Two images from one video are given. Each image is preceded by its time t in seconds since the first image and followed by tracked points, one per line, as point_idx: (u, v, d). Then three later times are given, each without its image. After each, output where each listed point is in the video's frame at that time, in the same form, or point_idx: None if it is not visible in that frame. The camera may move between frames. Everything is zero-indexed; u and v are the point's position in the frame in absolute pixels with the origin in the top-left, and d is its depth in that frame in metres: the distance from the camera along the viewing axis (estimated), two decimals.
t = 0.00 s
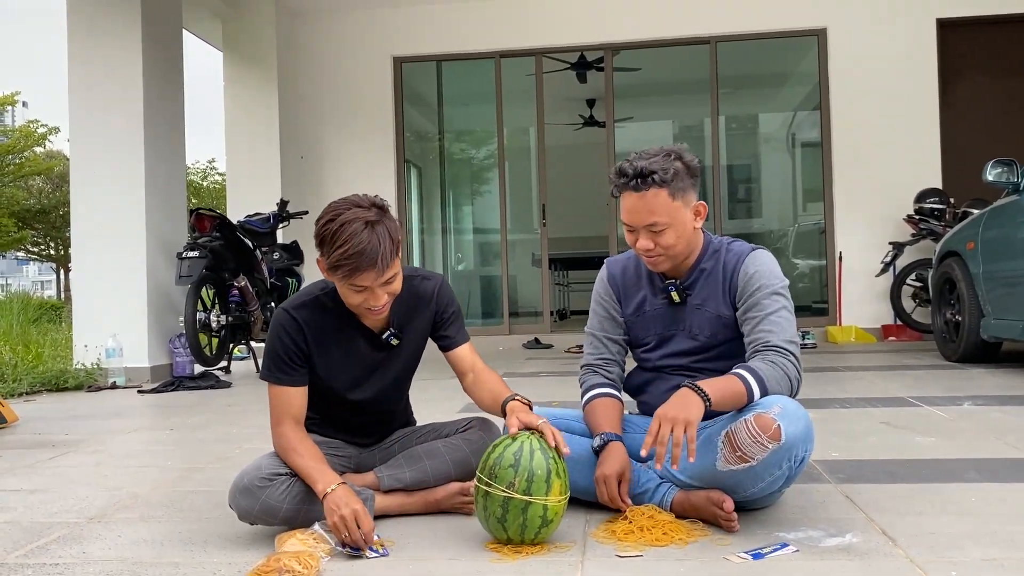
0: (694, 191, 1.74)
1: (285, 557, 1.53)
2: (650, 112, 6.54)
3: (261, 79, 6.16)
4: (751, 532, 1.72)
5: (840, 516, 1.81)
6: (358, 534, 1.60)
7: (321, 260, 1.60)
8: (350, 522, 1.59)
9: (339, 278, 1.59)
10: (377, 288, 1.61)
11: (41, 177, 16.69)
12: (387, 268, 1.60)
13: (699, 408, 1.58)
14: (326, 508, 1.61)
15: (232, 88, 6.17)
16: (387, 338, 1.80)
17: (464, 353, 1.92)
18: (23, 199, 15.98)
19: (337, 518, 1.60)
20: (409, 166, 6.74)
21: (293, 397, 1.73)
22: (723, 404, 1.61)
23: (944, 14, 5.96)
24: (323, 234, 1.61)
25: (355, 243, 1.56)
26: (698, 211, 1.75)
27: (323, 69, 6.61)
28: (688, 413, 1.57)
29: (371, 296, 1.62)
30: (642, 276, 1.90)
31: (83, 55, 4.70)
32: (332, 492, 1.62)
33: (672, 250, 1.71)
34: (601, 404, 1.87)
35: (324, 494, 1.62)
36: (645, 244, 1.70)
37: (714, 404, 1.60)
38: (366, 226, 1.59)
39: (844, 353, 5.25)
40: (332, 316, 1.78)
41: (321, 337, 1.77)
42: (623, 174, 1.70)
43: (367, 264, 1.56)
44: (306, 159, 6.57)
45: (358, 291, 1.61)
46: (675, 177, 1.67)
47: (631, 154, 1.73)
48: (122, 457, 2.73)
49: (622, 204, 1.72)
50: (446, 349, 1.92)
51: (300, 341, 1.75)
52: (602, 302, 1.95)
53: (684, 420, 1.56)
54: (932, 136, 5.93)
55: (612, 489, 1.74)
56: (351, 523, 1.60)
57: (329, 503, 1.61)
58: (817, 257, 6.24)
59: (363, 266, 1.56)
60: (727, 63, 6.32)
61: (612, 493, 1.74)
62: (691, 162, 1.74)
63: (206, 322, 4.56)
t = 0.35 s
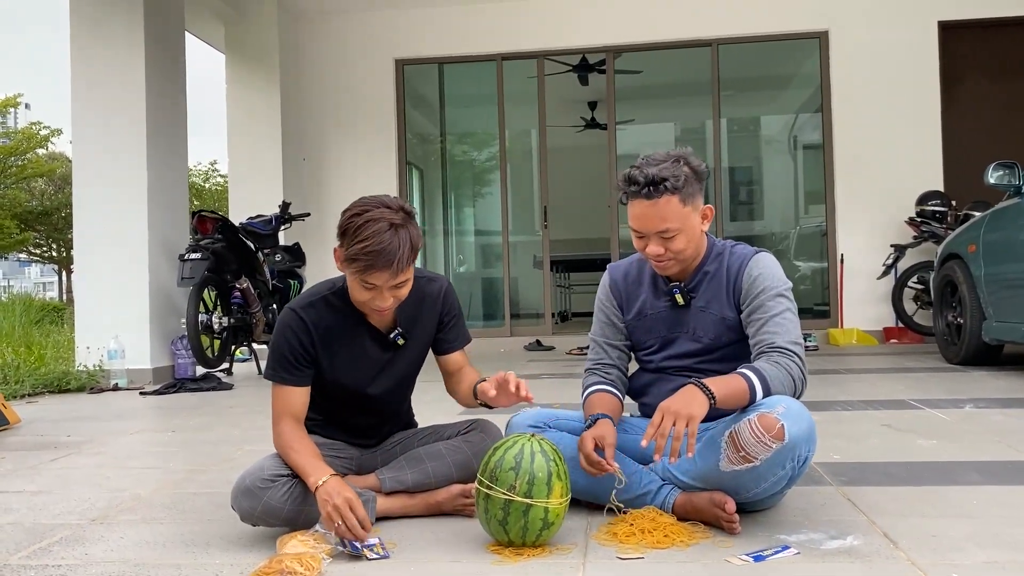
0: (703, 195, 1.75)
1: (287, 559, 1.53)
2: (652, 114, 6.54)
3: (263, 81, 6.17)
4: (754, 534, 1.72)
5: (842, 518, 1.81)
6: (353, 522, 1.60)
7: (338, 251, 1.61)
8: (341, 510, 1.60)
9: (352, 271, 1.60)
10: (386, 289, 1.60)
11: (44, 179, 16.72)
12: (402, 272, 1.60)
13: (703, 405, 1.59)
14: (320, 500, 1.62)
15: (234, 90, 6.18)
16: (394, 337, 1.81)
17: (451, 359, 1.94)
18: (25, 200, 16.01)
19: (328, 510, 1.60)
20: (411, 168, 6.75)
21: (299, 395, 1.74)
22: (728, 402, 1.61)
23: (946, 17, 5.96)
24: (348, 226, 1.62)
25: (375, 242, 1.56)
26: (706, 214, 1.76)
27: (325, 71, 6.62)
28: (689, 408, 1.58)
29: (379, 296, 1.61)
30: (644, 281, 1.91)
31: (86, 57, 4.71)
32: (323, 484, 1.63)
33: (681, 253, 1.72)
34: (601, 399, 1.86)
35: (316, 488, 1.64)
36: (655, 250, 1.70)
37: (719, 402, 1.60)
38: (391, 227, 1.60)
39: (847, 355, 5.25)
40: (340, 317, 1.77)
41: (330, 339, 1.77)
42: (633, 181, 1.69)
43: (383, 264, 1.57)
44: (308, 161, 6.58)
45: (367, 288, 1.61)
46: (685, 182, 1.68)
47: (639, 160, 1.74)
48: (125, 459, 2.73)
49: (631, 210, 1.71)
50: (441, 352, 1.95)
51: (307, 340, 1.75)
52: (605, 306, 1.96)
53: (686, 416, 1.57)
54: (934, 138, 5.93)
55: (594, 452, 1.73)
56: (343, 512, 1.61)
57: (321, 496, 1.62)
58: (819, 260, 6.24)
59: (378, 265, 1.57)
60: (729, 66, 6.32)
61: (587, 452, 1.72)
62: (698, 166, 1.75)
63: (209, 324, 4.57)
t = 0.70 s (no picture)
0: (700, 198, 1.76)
1: (290, 563, 1.54)
2: (653, 117, 6.55)
3: (265, 83, 6.18)
4: (757, 538, 1.72)
5: (844, 522, 1.81)
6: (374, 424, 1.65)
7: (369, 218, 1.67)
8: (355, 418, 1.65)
9: (382, 235, 1.64)
10: (411, 256, 1.65)
11: (46, 181, 16.74)
12: (428, 242, 1.66)
13: (678, 424, 1.63)
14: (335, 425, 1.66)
15: (236, 92, 6.19)
16: (397, 325, 1.81)
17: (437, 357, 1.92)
18: (27, 202, 16.04)
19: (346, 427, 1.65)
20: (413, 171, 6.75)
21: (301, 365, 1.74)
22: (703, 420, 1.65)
23: (947, 20, 5.96)
24: (381, 195, 1.69)
25: (410, 206, 1.64)
26: (703, 216, 1.77)
27: (327, 74, 6.63)
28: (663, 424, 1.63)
29: (403, 263, 1.65)
30: (644, 287, 1.91)
31: (89, 59, 4.72)
32: (331, 408, 1.67)
33: (681, 257, 1.71)
34: (598, 400, 1.87)
35: (326, 418, 1.67)
36: (656, 254, 1.70)
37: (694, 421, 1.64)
38: (421, 198, 1.68)
39: (848, 359, 5.25)
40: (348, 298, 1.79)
41: (336, 318, 1.78)
42: (631, 185, 1.69)
43: (414, 227, 1.63)
44: (310, 164, 6.59)
45: (392, 254, 1.65)
46: (683, 183, 1.68)
47: (635, 165, 1.74)
48: (127, 462, 2.73)
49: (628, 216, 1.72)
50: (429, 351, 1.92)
51: (313, 318, 1.76)
52: (605, 313, 1.96)
53: (657, 431, 1.62)
54: (935, 141, 5.93)
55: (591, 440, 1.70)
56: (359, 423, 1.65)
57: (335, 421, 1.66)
58: (821, 263, 6.24)
59: (409, 228, 1.63)
60: (731, 69, 6.33)
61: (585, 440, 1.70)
62: (693, 169, 1.75)
63: (210, 326, 4.57)
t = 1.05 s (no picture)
0: (686, 211, 1.67)
1: (305, 565, 1.54)
2: (667, 120, 6.53)
3: (280, 88, 6.23)
4: (772, 541, 1.71)
5: (861, 526, 1.79)
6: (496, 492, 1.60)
7: (351, 243, 1.62)
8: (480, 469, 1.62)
9: (371, 258, 1.61)
10: (407, 267, 1.64)
11: (64, 187, 16.91)
12: (417, 247, 1.64)
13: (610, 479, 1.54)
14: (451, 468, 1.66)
15: (251, 97, 6.23)
16: (407, 314, 1.83)
17: (483, 344, 1.87)
18: (45, 207, 16.22)
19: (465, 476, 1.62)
20: (426, 175, 6.76)
21: (359, 371, 1.73)
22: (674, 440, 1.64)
23: (964, 21, 5.91)
24: (353, 217, 1.61)
25: (389, 224, 1.59)
26: (690, 229, 1.69)
27: (341, 79, 6.67)
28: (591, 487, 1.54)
29: (401, 274, 1.65)
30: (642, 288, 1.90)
31: (107, 66, 4.77)
32: (449, 450, 1.66)
33: (666, 272, 1.66)
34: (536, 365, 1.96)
35: (444, 457, 1.66)
36: (640, 270, 1.65)
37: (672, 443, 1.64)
38: (396, 207, 1.63)
39: (865, 362, 5.21)
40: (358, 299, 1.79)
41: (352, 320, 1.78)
42: (611, 200, 1.62)
43: (401, 243, 1.60)
44: (324, 168, 6.62)
45: (388, 270, 1.63)
46: (665, 197, 1.60)
47: (617, 179, 1.67)
48: (145, 464, 2.76)
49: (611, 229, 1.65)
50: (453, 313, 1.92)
51: (337, 325, 1.75)
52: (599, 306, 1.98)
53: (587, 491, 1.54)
54: (952, 142, 5.88)
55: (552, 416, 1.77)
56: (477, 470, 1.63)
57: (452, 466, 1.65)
58: (836, 265, 6.20)
59: (397, 245, 1.60)
60: (745, 71, 6.30)
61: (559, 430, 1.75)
62: (680, 182, 1.66)
63: (226, 329, 4.60)
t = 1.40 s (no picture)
0: (683, 204, 1.65)
1: (303, 557, 1.54)
2: (666, 115, 6.52)
3: (279, 82, 6.22)
4: (771, 534, 1.70)
5: (860, 519, 1.79)
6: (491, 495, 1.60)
7: (337, 246, 1.62)
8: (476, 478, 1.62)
9: (357, 261, 1.61)
10: (395, 267, 1.63)
11: (63, 181, 16.89)
12: (404, 246, 1.63)
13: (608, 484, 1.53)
14: (448, 473, 1.66)
15: (250, 91, 6.22)
16: (407, 315, 1.82)
17: (490, 350, 1.87)
18: (44, 202, 16.22)
19: (461, 484, 1.63)
20: (426, 169, 6.75)
21: (358, 372, 1.73)
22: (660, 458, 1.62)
23: (964, 16, 5.90)
24: (337, 217, 1.61)
25: (371, 226, 1.57)
26: (685, 223, 1.67)
27: (341, 73, 6.65)
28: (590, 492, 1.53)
29: (391, 274, 1.64)
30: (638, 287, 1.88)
31: (106, 59, 4.76)
32: (445, 457, 1.66)
33: (664, 267, 1.65)
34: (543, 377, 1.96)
35: (440, 463, 1.66)
36: (637, 265, 1.65)
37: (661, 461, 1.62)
38: (379, 207, 1.61)
39: (864, 357, 5.20)
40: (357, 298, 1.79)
41: (352, 321, 1.78)
42: (608, 195, 1.61)
43: (385, 245, 1.59)
44: (323, 163, 6.61)
45: (378, 271, 1.64)
46: (662, 192, 1.59)
47: (613, 174, 1.66)
48: (143, 457, 2.75)
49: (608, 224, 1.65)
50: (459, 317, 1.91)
51: (337, 328, 1.75)
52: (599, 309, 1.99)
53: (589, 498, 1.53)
54: (953, 137, 5.87)
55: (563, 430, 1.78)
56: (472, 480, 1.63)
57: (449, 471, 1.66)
58: (836, 261, 6.19)
59: (381, 247, 1.59)
60: (745, 65, 6.29)
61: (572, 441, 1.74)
62: (676, 176, 1.65)
63: (225, 323, 4.60)
